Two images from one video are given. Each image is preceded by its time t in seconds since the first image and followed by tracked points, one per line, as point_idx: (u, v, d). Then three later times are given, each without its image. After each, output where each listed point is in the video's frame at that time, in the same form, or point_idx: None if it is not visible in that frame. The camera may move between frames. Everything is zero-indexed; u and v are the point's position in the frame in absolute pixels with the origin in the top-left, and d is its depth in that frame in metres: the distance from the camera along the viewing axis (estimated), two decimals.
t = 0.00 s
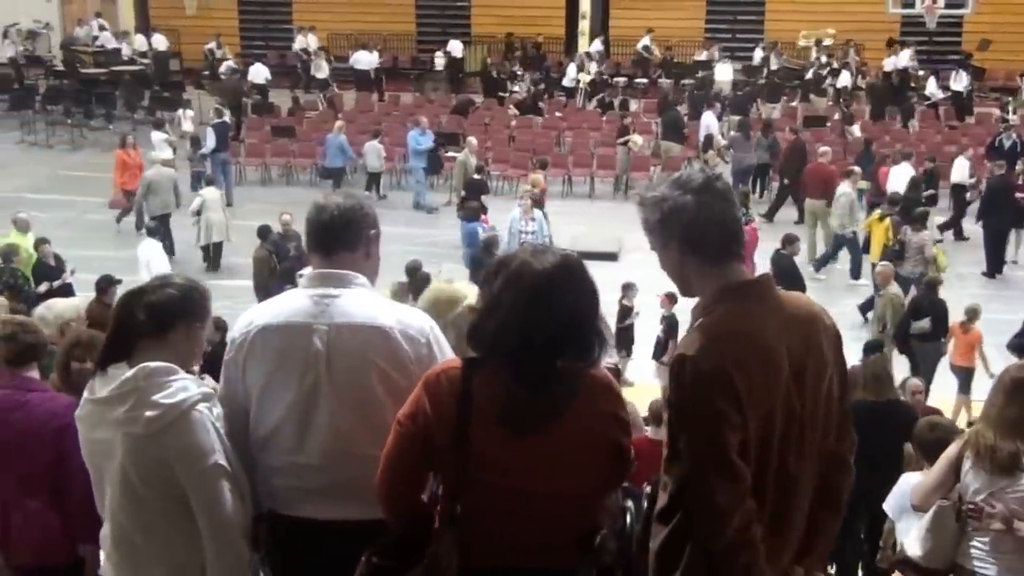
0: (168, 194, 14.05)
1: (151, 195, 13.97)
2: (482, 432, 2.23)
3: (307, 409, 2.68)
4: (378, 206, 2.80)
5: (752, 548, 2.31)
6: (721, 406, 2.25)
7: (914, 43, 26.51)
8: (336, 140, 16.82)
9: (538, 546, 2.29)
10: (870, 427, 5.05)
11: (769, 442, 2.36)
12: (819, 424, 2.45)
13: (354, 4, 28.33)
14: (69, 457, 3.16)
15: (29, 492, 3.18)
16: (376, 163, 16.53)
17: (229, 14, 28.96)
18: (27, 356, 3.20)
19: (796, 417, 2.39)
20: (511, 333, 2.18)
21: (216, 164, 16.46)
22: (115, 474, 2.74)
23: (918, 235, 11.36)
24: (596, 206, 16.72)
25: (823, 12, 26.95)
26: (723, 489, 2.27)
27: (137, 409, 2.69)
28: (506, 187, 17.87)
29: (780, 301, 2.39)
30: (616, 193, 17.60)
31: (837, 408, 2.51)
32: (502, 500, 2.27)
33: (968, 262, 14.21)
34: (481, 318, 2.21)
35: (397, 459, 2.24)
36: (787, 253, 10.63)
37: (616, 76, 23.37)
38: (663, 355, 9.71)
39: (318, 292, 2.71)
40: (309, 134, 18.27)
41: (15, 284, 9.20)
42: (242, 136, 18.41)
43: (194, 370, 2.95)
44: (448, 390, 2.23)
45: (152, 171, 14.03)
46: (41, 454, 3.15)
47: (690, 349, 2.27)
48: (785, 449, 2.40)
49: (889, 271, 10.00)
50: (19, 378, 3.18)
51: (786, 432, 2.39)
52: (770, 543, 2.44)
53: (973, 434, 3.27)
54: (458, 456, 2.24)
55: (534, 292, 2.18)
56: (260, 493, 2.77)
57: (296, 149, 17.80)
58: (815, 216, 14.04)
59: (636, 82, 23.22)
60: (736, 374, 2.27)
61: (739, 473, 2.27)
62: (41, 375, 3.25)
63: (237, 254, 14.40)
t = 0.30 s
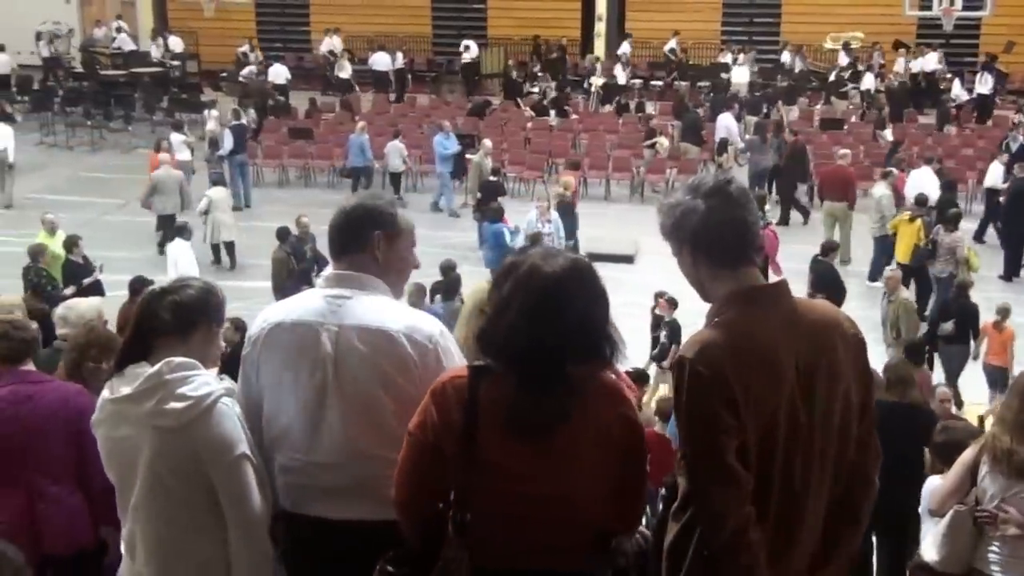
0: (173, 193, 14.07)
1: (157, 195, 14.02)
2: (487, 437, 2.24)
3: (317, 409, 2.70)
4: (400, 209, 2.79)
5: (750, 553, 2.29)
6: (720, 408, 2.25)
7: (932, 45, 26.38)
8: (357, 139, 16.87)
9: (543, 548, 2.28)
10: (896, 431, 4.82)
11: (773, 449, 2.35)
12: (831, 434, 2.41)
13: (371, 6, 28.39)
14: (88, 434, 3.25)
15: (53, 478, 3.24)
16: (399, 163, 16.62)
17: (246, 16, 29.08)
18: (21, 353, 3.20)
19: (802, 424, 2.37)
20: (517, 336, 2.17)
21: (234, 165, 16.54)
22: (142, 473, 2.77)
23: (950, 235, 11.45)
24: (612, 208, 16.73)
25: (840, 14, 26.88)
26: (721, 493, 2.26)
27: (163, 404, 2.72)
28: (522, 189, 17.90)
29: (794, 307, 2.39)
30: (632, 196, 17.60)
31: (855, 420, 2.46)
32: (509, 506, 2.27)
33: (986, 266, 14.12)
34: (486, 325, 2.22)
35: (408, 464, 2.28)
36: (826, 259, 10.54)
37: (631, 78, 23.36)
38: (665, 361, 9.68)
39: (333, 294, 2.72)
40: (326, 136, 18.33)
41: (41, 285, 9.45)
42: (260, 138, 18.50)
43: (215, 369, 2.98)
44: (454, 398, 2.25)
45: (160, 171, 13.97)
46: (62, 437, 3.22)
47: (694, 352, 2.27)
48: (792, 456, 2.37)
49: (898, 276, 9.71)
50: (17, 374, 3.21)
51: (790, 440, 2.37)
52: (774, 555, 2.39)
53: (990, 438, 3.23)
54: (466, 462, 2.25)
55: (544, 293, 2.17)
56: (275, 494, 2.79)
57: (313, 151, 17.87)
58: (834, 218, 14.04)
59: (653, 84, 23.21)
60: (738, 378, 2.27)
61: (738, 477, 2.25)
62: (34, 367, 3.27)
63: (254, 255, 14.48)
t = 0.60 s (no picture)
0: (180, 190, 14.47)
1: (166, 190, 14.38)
2: (499, 441, 2.25)
3: (322, 411, 2.72)
4: (403, 207, 2.73)
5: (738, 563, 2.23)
6: (701, 416, 2.23)
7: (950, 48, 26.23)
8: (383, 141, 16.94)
9: (552, 551, 2.27)
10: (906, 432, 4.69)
11: (766, 457, 2.29)
12: (836, 447, 2.34)
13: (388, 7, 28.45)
14: (93, 419, 3.28)
15: (64, 468, 3.26)
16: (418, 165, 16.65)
17: (264, 19, 29.21)
18: (12, 354, 3.28)
19: (795, 430, 2.30)
20: (532, 336, 2.17)
21: (252, 167, 16.61)
22: (164, 471, 2.79)
23: (979, 237, 11.50)
24: (628, 210, 16.75)
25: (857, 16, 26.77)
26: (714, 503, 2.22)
27: (185, 400, 2.74)
28: (538, 192, 17.91)
29: (801, 316, 2.34)
30: (648, 199, 17.59)
31: (863, 435, 2.37)
32: (518, 508, 2.26)
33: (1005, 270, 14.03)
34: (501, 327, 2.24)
35: (429, 464, 2.30)
36: (863, 262, 10.46)
37: (648, 80, 23.33)
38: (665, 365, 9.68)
39: (341, 298, 2.73)
40: (343, 137, 18.36)
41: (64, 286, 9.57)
42: (277, 140, 18.57)
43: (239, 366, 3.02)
44: (470, 400, 2.26)
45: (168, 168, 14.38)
46: (67, 425, 3.25)
47: (686, 360, 2.24)
48: (788, 466, 2.32)
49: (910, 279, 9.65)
50: (11, 374, 3.25)
51: (784, 448, 2.31)
52: (767, 566, 2.35)
53: (1006, 443, 3.23)
54: (480, 465, 2.26)
55: (563, 294, 2.18)
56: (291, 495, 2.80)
57: (330, 152, 17.94)
58: (856, 220, 13.98)
59: (669, 87, 23.18)
60: (732, 384, 2.25)
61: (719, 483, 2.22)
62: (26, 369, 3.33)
63: (272, 256, 14.54)
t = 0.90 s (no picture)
0: (189, 191, 14.53)
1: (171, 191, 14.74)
2: (510, 442, 2.25)
3: (338, 411, 2.73)
4: (417, 209, 2.74)
5: (756, 566, 2.22)
6: (725, 424, 2.24)
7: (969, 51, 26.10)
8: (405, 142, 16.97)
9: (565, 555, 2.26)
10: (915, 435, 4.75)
11: (782, 459, 2.29)
12: (851, 447, 2.34)
13: (404, 8, 28.49)
14: (90, 425, 3.33)
15: (61, 473, 3.29)
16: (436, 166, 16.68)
17: (281, 21, 29.30)
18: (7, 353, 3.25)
19: (811, 431, 2.30)
20: (538, 335, 2.18)
21: (269, 169, 16.67)
22: (181, 472, 2.80)
23: (1009, 237, 11.47)
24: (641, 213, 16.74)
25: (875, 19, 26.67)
26: (730, 506, 2.23)
27: (203, 402, 2.75)
28: (553, 194, 17.92)
29: (816, 317, 2.34)
30: (663, 201, 17.56)
31: (876, 437, 2.37)
32: (529, 509, 2.26)
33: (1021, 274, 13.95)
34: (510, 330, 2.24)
35: (440, 466, 2.32)
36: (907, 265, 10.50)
37: (663, 82, 23.30)
38: (668, 367, 9.64)
39: (357, 300, 2.74)
40: (359, 139, 18.39)
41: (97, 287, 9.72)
42: (294, 142, 18.64)
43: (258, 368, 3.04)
44: (482, 403, 2.28)
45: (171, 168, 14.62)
46: (66, 429, 3.28)
47: (705, 363, 2.25)
48: (804, 466, 2.32)
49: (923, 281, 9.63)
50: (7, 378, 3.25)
51: (801, 447, 2.31)
52: (780, 567, 2.35)
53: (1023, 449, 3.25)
54: (490, 466, 2.27)
55: (571, 293, 2.18)
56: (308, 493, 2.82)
57: (346, 154, 17.99)
58: (873, 223, 13.94)
59: (685, 89, 23.14)
60: (752, 390, 2.25)
61: (740, 490, 2.23)
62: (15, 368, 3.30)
63: (290, 257, 14.60)
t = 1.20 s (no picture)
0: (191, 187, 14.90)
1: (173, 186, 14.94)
2: (519, 442, 2.26)
3: (362, 411, 2.74)
4: (457, 216, 2.79)
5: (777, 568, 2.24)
6: (744, 427, 2.25)
7: (988, 53, 25.98)
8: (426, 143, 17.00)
9: (580, 553, 2.27)
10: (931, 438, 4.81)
11: (799, 461, 2.30)
12: (869, 449, 2.35)
13: (420, 9, 28.53)
14: (94, 434, 3.50)
15: (59, 477, 3.46)
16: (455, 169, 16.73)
17: (298, 22, 29.40)
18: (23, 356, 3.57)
19: (828, 432, 2.31)
20: (546, 334, 2.17)
21: (286, 170, 16.75)
22: (192, 473, 2.84)
23: None
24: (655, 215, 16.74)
25: (893, 21, 26.58)
26: (746, 508, 2.25)
27: (213, 409, 2.80)
28: (570, 196, 17.92)
29: (832, 320, 2.35)
30: (679, 203, 17.54)
31: (892, 439, 2.38)
32: (541, 509, 2.27)
33: None
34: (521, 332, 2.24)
35: (450, 466, 2.33)
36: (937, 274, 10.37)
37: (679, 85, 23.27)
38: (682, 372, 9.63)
39: (385, 300, 2.76)
40: (375, 141, 18.42)
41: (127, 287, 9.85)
42: (311, 144, 18.71)
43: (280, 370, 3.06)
44: (490, 401, 2.28)
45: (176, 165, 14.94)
46: (66, 431, 3.45)
47: (723, 366, 2.26)
48: (820, 467, 2.32)
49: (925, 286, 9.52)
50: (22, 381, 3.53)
51: (818, 449, 2.31)
52: (798, 567, 2.36)
53: None
54: (500, 466, 2.28)
55: (582, 294, 2.17)
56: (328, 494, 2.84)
57: (363, 155, 18.04)
58: (889, 226, 13.89)
59: (702, 91, 23.10)
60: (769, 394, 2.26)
61: (757, 493, 2.24)
62: (46, 371, 3.61)
63: (307, 258, 14.66)
